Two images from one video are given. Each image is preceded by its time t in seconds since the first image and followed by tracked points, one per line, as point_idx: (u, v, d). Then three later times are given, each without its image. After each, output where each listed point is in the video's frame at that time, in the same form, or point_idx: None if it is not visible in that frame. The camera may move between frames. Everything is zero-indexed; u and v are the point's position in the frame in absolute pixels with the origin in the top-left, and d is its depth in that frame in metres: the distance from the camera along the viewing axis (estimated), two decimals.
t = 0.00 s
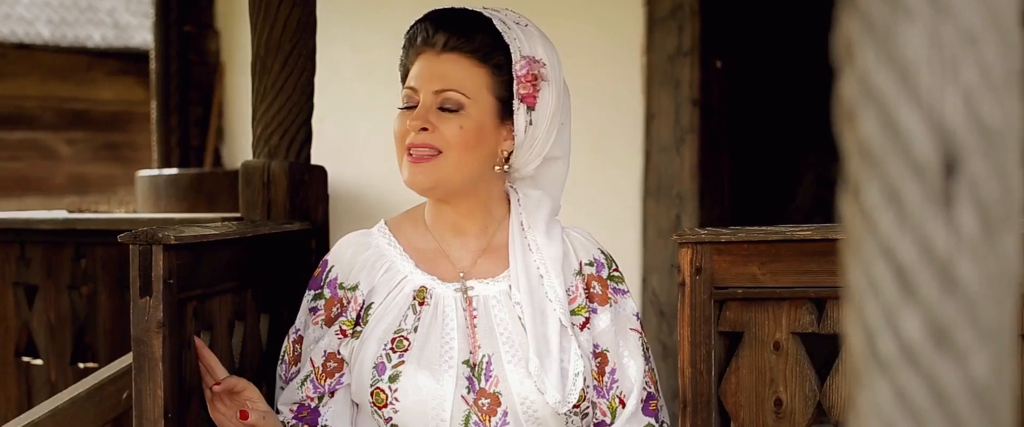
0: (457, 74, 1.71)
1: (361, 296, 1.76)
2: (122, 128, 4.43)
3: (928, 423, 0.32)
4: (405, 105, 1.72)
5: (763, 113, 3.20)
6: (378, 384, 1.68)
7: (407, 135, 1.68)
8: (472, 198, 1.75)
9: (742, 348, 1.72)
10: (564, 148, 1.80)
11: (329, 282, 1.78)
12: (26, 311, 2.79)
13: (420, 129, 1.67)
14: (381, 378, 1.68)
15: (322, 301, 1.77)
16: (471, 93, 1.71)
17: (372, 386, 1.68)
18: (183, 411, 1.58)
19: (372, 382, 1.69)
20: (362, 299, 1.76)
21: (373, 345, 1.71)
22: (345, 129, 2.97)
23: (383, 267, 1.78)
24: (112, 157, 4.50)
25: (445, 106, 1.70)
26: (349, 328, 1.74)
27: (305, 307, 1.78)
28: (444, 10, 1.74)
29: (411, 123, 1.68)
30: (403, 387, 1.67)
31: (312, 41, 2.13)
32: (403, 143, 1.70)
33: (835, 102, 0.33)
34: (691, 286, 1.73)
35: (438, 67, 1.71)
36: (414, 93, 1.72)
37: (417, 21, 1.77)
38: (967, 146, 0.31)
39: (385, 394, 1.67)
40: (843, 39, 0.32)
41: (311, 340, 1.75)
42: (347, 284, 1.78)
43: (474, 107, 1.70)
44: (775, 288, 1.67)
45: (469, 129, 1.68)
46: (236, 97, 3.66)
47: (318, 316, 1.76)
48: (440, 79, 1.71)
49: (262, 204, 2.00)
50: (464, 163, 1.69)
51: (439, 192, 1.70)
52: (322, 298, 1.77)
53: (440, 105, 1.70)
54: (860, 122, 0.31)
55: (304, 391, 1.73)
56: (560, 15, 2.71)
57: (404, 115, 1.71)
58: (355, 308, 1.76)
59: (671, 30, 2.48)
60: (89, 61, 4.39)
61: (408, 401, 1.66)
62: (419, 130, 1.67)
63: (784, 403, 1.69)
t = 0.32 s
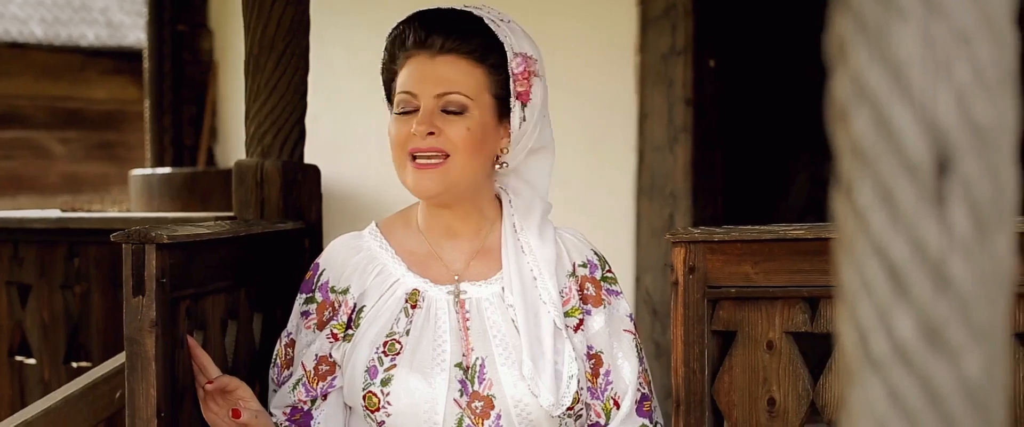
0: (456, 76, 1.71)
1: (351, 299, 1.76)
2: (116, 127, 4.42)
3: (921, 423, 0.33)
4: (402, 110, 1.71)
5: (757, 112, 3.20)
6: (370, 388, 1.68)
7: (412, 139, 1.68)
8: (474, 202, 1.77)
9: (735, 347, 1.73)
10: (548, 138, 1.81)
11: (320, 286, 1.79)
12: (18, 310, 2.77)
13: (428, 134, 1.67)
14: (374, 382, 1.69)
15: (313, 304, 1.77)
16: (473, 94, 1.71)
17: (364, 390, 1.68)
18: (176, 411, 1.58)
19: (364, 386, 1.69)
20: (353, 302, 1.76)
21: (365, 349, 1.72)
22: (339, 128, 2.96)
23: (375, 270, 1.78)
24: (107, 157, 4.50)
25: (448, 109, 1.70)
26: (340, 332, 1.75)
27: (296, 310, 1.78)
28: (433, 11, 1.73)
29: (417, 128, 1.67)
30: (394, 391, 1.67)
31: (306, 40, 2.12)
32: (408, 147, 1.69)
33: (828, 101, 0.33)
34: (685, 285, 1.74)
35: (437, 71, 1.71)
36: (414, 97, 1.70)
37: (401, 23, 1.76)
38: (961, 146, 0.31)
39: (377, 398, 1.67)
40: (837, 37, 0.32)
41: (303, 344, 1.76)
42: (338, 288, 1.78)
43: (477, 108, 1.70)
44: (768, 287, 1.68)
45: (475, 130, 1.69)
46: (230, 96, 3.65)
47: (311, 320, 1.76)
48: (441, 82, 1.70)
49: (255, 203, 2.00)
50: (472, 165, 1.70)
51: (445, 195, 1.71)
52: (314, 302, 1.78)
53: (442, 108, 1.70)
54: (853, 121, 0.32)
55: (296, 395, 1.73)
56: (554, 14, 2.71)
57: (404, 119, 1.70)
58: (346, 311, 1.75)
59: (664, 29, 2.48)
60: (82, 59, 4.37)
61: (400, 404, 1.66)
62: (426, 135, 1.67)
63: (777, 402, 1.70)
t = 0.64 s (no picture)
0: (473, 75, 1.71)
1: (343, 300, 1.77)
2: (109, 126, 4.40)
3: (914, 422, 0.33)
4: (423, 112, 1.68)
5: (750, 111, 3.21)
6: (362, 389, 1.68)
7: (445, 141, 1.65)
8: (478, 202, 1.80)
9: (728, 346, 1.73)
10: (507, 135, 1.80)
11: (312, 287, 1.80)
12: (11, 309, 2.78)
13: (462, 134, 1.65)
14: (365, 382, 1.69)
15: (305, 306, 1.79)
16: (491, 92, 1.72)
17: (356, 391, 1.69)
18: (169, 411, 1.58)
19: (355, 387, 1.69)
20: (344, 303, 1.77)
21: (356, 350, 1.72)
22: (332, 127, 2.96)
23: (366, 271, 1.79)
24: (100, 155, 4.48)
25: (471, 108, 1.69)
26: (332, 333, 1.76)
27: (288, 312, 1.80)
28: (437, 12, 1.73)
29: (450, 129, 1.65)
30: (387, 391, 1.67)
31: (299, 39, 2.13)
32: (438, 149, 1.66)
33: (821, 99, 0.33)
34: (678, 284, 1.74)
35: (453, 71, 1.70)
36: (436, 98, 1.68)
37: (401, 22, 1.72)
38: (953, 146, 0.32)
39: (369, 399, 1.68)
40: (830, 34, 0.32)
41: (295, 346, 1.77)
42: (329, 289, 1.79)
43: (496, 105, 1.72)
44: (761, 286, 1.69)
45: (499, 127, 1.71)
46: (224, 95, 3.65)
47: (302, 322, 1.78)
48: (462, 81, 1.70)
49: (248, 201, 1.99)
50: (496, 162, 1.71)
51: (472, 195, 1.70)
52: (306, 303, 1.79)
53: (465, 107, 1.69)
54: (846, 120, 0.31)
55: (288, 396, 1.75)
56: (550, 13, 2.70)
57: (429, 121, 1.67)
58: (338, 312, 1.77)
59: (657, 27, 2.49)
60: (75, 58, 4.31)
61: (392, 405, 1.67)
62: (461, 135, 1.65)
63: (770, 401, 1.70)
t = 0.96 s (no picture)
0: (486, 74, 1.71)
1: (337, 299, 1.77)
2: (104, 125, 4.39)
3: (906, 419, 0.33)
4: (440, 110, 1.68)
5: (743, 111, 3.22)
6: (356, 388, 1.69)
7: (465, 139, 1.66)
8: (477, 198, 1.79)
9: (722, 345, 1.74)
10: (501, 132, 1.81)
11: (306, 287, 1.81)
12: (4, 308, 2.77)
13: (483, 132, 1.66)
14: (360, 382, 1.69)
15: (299, 306, 1.80)
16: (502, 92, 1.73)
17: (350, 390, 1.69)
18: (163, 410, 1.57)
19: (349, 386, 1.70)
20: (338, 303, 1.77)
21: (350, 349, 1.72)
22: (327, 127, 2.95)
23: (360, 270, 1.79)
24: (94, 154, 4.46)
25: (487, 107, 1.70)
26: (326, 333, 1.76)
27: (282, 312, 1.81)
28: (447, 10, 1.74)
29: (471, 126, 1.65)
30: (381, 391, 1.67)
31: (293, 37, 2.13)
32: (457, 147, 1.66)
33: (815, 98, 0.33)
34: (672, 283, 1.74)
35: (469, 69, 1.70)
36: (453, 96, 1.69)
37: (415, 20, 1.71)
38: (947, 145, 0.32)
39: (363, 398, 1.68)
40: (822, 31, 0.32)
41: (289, 346, 1.78)
42: (323, 289, 1.80)
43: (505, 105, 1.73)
44: (755, 285, 1.69)
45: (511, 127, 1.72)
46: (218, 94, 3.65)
47: (297, 322, 1.78)
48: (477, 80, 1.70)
49: (242, 201, 2.00)
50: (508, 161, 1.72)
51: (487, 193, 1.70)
52: (300, 303, 1.80)
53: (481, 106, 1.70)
54: (839, 119, 0.32)
55: (282, 396, 1.75)
56: (549, 13, 2.69)
57: (448, 119, 1.67)
58: (332, 312, 1.77)
59: (651, 27, 2.51)
60: (69, 57, 4.29)
61: (386, 405, 1.67)
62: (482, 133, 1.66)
63: (764, 400, 1.71)
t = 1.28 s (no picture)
0: (476, 75, 1.71)
1: (332, 299, 1.77)
2: (97, 124, 4.34)
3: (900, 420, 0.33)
4: (426, 110, 1.68)
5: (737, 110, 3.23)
6: (351, 387, 1.69)
7: (447, 141, 1.66)
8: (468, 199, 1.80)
9: (716, 344, 1.74)
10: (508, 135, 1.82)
11: (301, 286, 1.80)
12: None
13: (465, 135, 1.66)
14: (354, 381, 1.69)
15: (294, 304, 1.79)
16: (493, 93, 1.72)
17: (345, 390, 1.69)
18: (157, 409, 1.57)
19: (344, 385, 1.69)
20: (333, 302, 1.77)
21: (346, 348, 1.72)
22: (322, 126, 2.95)
23: (356, 270, 1.79)
24: (87, 154, 4.43)
25: (474, 109, 1.70)
26: (321, 331, 1.76)
27: (277, 310, 1.80)
28: (441, 10, 1.73)
29: (453, 129, 1.66)
30: (375, 390, 1.68)
31: (286, 37, 2.13)
32: (439, 149, 1.67)
33: (808, 98, 0.33)
34: (666, 282, 1.75)
35: (457, 71, 1.70)
36: (439, 98, 1.69)
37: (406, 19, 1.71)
38: (939, 145, 0.32)
39: (357, 398, 1.67)
40: (815, 31, 0.33)
41: (284, 345, 1.77)
42: (319, 288, 1.79)
43: (497, 106, 1.73)
44: (749, 285, 1.70)
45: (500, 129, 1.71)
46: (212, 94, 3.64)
47: (292, 321, 1.78)
48: (465, 82, 1.70)
49: (236, 201, 1.99)
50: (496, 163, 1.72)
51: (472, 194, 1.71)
52: (295, 302, 1.79)
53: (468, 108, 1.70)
54: (833, 119, 0.32)
55: (277, 394, 1.75)
56: (544, 12, 2.69)
57: (433, 120, 1.67)
58: (327, 311, 1.77)
59: (645, 27, 2.51)
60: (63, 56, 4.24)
61: (381, 404, 1.67)
62: (464, 136, 1.66)
63: (758, 399, 1.71)
